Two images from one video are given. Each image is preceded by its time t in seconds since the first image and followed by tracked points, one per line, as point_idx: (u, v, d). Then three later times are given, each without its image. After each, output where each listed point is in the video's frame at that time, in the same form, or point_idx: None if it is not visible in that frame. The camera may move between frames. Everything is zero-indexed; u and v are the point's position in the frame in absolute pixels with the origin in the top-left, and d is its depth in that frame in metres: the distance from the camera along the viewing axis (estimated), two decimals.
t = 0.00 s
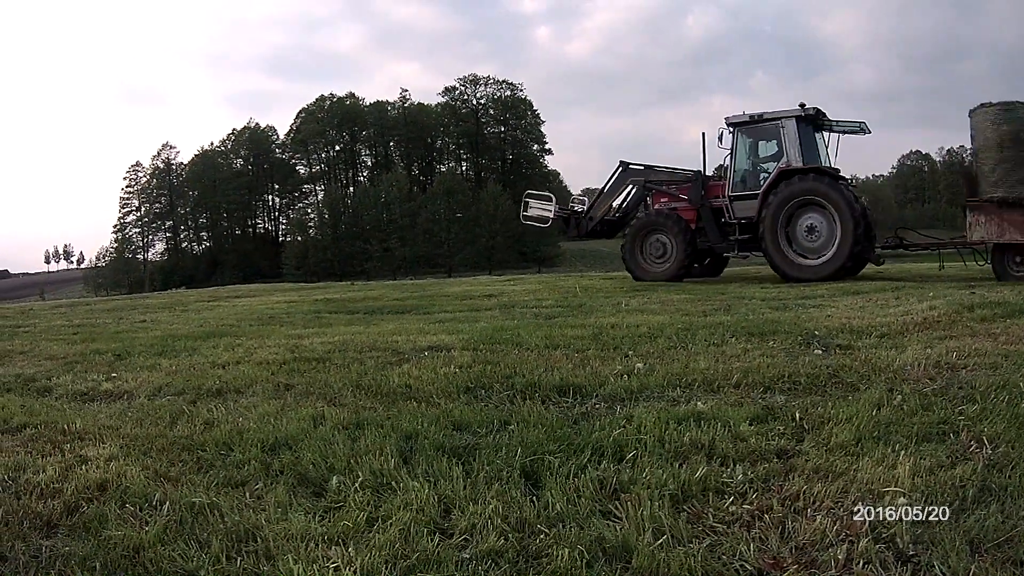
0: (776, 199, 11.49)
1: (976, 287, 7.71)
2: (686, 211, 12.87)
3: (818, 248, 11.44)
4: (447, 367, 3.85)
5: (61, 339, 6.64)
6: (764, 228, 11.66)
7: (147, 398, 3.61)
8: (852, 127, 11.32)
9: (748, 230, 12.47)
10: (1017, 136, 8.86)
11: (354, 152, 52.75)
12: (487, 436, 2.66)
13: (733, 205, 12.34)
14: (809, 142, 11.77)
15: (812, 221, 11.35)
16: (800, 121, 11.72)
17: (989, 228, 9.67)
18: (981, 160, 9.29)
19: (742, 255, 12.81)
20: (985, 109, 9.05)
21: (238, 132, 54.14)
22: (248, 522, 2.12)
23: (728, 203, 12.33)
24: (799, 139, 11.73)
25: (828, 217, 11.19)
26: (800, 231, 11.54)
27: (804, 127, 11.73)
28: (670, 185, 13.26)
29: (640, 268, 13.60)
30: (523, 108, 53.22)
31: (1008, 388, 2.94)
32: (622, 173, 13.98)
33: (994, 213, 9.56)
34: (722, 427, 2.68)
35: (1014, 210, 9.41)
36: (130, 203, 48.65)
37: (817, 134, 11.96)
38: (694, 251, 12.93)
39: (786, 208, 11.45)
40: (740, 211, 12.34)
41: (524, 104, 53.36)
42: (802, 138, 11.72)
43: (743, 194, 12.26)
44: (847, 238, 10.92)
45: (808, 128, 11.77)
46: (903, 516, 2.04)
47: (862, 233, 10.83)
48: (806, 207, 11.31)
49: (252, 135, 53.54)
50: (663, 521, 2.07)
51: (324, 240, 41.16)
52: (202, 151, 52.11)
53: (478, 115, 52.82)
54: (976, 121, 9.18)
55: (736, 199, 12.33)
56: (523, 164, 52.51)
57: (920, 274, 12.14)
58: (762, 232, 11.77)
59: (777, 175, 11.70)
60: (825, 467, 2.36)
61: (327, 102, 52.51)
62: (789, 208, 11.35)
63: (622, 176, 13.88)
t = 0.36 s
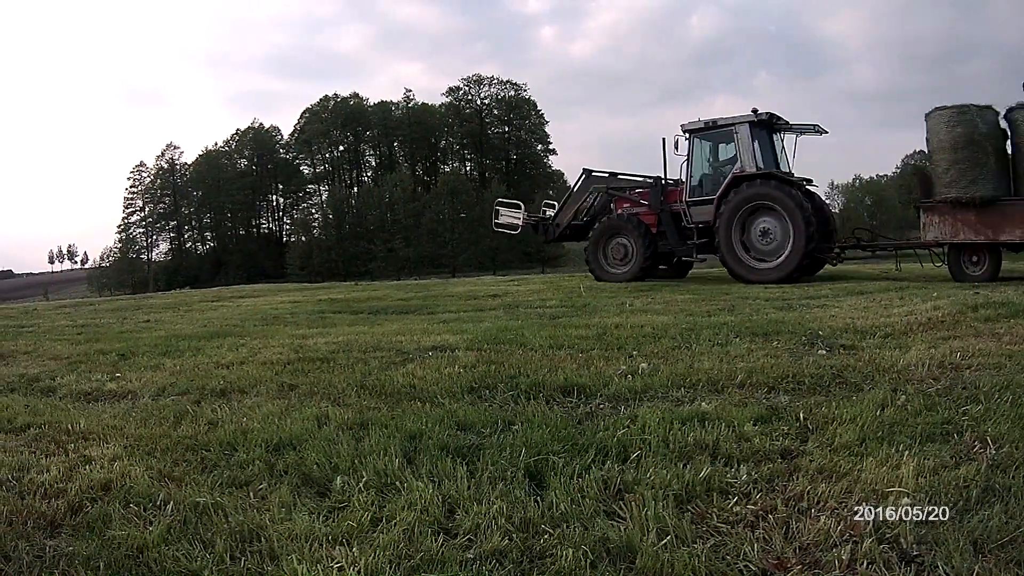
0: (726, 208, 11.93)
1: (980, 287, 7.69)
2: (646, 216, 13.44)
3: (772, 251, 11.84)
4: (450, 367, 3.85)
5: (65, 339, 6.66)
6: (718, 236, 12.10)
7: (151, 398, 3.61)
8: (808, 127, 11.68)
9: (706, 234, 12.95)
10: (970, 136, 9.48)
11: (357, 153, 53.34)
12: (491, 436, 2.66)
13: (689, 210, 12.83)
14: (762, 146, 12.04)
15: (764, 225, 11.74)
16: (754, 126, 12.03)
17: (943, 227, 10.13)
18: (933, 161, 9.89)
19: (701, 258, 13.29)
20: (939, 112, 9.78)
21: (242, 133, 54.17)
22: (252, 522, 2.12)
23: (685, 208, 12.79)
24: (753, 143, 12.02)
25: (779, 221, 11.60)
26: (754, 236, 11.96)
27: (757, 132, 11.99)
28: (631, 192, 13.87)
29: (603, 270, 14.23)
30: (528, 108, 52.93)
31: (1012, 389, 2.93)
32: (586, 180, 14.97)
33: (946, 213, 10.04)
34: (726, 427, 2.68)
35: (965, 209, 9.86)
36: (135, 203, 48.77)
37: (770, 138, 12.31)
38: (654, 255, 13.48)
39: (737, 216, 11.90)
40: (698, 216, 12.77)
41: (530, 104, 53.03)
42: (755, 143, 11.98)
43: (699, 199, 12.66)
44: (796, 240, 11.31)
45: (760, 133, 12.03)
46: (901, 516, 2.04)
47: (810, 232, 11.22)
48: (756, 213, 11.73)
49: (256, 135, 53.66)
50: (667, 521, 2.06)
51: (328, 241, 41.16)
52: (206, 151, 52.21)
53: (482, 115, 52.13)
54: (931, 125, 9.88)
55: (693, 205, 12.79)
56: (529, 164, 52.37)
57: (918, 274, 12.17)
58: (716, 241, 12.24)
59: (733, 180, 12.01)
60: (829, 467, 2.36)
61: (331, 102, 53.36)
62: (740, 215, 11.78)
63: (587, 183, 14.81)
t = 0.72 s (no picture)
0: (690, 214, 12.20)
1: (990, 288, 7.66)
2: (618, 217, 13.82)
3: (739, 252, 12.00)
4: (463, 367, 3.84)
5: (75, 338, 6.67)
6: (684, 242, 12.36)
7: (164, 397, 3.61)
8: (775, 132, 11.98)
9: (674, 236, 13.33)
10: (927, 140, 9.80)
11: (371, 150, 52.94)
12: (503, 435, 2.65)
13: (658, 213, 13.22)
14: (729, 151, 12.38)
15: (728, 228, 11.98)
16: (722, 131, 12.36)
17: (903, 229, 10.50)
18: (894, 166, 10.28)
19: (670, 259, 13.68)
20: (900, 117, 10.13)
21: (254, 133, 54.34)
22: (263, 522, 2.12)
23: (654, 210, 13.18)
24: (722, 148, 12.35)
25: (742, 222, 11.82)
26: (719, 239, 12.19)
27: (725, 137, 12.34)
28: (604, 193, 14.24)
29: (577, 269, 14.62)
30: (541, 107, 52.57)
31: None
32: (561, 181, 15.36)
33: (906, 217, 10.40)
34: (738, 427, 2.67)
35: (924, 212, 10.19)
36: (145, 203, 48.98)
37: (737, 143, 12.64)
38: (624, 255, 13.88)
39: (702, 222, 12.16)
40: (666, 217, 13.17)
41: (542, 104, 52.66)
42: (723, 147, 12.31)
43: (669, 202, 13.01)
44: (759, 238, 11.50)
45: (728, 138, 12.38)
46: (902, 516, 2.04)
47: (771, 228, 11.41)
48: (719, 218, 12.01)
49: (268, 135, 53.87)
50: (679, 521, 2.06)
51: (339, 240, 41.23)
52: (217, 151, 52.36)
53: (495, 115, 51.95)
54: (892, 130, 10.26)
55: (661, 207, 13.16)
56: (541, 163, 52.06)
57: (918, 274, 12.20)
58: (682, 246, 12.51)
59: (700, 184, 12.33)
60: (840, 468, 2.35)
61: (343, 102, 53.34)
62: (704, 219, 12.02)
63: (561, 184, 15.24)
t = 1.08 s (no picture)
0: (658, 217, 12.80)
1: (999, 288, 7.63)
2: (589, 219, 14.13)
3: (706, 251, 12.57)
4: (473, 367, 3.84)
5: (83, 338, 6.65)
6: (653, 243, 12.98)
7: (173, 397, 3.61)
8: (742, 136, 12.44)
9: (645, 237, 13.66)
10: (885, 147, 10.24)
11: (380, 151, 52.47)
12: (512, 436, 2.65)
13: (628, 215, 13.62)
14: (696, 156, 12.84)
15: (696, 229, 12.56)
16: (690, 137, 12.78)
17: (862, 232, 11.00)
18: (854, 170, 10.71)
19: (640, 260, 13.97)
20: (859, 123, 10.50)
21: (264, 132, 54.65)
22: (272, 522, 2.12)
23: (625, 211, 13.52)
24: (689, 153, 12.76)
25: (708, 223, 12.39)
26: (687, 240, 12.79)
27: (692, 142, 12.80)
28: (577, 197, 14.58)
29: (548, 271, 14.74)
30: (549, 107, 52.85)
31: None
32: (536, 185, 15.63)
33: (865, 220, 10.90)
34: (747, 428, 2.67)
35: (883, 215, 10.70)
36: (154, 203, 49.11)
37: (706, 148, 13.04)
38: (595, 256, 14.18)
39: (670, 223, 12.73)
40: (637, 219, 13.52)
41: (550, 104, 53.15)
42: (691, 152, 12.77)
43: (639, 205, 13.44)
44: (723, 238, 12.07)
45: (695, 143, 12.83)
46: (902, 516, 2.05)
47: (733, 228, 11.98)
48: (687, 219, 12.58)
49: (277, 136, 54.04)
50: (687, 522, 2.06)
51: (348, 240, 41.23)
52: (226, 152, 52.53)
53: (504, 115, 52.53)
54: (852, 135, 10.62)
55: (632, 209, 13.53)
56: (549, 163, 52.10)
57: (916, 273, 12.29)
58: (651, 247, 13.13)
59: (667, 189, 12.81)
60: (849, 469, 2.35)
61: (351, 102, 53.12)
62: (671, 221, 12.64)
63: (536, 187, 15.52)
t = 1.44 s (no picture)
0: (629, 222, 13.02)
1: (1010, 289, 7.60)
2: (566, 224, 14.20)
3: (677, 253, 12.79)
4: (486, 367, 3.85)
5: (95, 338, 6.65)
6: (626, 248, 13.21)
7: (186, 397, 3.61)
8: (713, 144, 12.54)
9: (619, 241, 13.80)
10: (849, 147, 10.60)
11: (393, 150, 52.53)
12: (525, 436, 2.65)
13: (603, 219, 13.73)
14: (668, 162, 12.96)
15: (666, 232, 12.82)
16: (662, 143, 12.89)
17: (826, 230, 11.30)
18: (819, 171, 11.05)
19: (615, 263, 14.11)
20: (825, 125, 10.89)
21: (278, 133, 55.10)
22: (284, 521, 2.12)
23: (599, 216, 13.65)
24: (662, 159, 12.92)
25: (677, 226, 12.66)
26: (658, 243, 13.01)
27: (664, 148, 12.90)
28: (555, 202, 14.64)
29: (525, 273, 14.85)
30: (563, 108, 52.33)
31: None
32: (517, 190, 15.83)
33: (829, 218, 11.19)
34: (759, 429, 2.66)
35: (846, 214, 10.99)
36: (167, 203, 49.29)
37: (677, 154, 13.17)
38: (571, 260, 14.25)
39: (641, 228, 12.97)
40: (611, 223, 13.65)
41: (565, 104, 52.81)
42: (663, 158, 12.89)
43: (613, 211, 13.56)
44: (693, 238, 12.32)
45: (666, 149, 12.94)
46: (900, 516, 2.05)
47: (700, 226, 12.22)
48: (657, 223, 12.84)
49: (290, 136, 54.24)
50: (700, 523, 2.05)
51: (362, 240, 41.31)
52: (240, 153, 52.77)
53: (517, 115, 52.13)
54: (818, 137, 11.03)
55: (606, 214, 13.66)
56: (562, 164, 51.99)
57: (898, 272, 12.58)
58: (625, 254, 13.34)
59: (639, 194, 12.99)
60: (861, 471, 2.34)
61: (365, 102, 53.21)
62: (642, 226, 12.88)
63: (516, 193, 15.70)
